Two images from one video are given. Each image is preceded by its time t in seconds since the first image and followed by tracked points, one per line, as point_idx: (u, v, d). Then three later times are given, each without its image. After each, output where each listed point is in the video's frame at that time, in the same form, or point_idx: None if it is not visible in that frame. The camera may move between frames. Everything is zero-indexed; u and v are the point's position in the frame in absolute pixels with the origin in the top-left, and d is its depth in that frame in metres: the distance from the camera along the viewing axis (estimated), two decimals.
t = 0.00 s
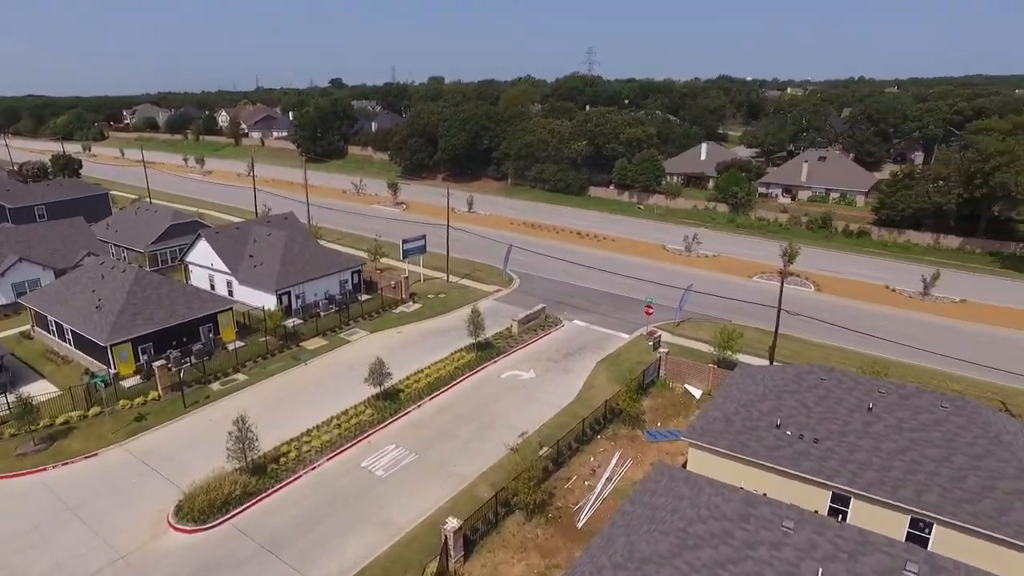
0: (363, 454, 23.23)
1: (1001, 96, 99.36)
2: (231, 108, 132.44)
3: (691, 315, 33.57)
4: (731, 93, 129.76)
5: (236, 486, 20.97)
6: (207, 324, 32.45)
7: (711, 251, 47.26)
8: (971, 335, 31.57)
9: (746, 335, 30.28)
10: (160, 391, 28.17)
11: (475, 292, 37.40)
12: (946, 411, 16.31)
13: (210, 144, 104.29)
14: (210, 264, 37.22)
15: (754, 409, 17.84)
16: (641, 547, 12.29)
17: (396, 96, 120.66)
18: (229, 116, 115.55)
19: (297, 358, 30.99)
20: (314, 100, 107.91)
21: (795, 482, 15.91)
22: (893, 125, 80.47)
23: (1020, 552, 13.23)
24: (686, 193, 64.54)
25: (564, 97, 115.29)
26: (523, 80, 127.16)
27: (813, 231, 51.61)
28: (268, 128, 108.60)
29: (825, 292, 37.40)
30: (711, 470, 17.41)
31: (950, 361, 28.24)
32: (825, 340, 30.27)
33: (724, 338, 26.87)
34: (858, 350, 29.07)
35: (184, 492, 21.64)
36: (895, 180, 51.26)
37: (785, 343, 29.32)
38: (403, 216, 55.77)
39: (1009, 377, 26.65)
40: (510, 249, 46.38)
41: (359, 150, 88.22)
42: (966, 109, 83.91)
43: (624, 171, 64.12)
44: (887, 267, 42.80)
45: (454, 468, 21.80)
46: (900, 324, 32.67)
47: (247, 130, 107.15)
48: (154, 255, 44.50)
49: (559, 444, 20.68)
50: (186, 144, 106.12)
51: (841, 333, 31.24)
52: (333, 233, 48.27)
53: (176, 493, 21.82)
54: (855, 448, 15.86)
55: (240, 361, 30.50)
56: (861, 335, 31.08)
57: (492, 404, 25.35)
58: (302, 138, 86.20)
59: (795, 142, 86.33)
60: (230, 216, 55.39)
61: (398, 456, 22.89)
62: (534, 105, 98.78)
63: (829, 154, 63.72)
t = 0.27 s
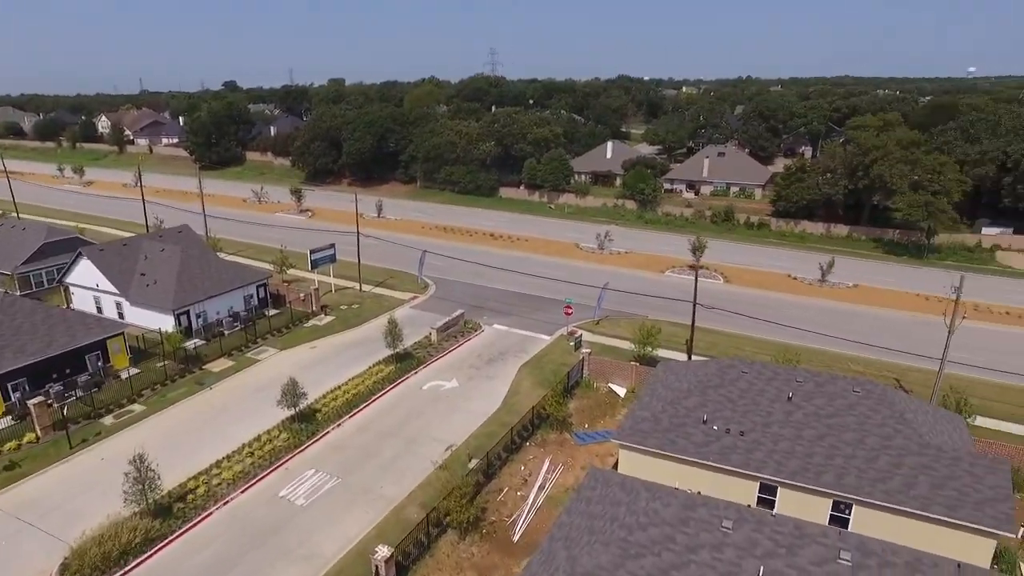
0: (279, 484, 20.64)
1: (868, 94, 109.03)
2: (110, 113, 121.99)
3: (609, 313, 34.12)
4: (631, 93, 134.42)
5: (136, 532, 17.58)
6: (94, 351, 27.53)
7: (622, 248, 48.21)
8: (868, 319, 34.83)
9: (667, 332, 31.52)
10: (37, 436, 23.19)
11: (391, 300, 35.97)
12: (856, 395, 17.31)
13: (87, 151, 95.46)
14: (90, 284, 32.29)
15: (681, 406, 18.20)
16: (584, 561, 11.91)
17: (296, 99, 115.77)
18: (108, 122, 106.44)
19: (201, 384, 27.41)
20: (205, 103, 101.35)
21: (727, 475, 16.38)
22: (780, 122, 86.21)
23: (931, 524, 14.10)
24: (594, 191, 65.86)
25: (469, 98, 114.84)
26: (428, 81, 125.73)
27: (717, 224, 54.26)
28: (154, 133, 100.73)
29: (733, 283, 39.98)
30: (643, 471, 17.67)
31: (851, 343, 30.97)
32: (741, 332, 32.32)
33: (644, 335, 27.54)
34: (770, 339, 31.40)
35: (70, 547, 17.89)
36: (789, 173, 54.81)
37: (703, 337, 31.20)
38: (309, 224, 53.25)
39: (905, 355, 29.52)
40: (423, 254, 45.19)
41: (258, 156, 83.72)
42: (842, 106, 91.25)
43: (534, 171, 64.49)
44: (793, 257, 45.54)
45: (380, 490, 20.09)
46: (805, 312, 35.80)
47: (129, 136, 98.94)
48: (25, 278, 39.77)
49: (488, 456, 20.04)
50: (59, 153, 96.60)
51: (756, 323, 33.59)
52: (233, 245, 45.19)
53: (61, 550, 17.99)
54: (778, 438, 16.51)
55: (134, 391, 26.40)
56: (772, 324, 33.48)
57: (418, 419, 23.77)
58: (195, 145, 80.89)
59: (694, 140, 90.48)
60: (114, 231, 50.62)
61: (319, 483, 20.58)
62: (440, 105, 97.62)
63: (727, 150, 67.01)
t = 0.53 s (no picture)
0: (232, 510, 18.83)
1: (805, 93, 113.04)
2: (33, 116, 114.73)
3: (568, 316, 33.95)
4: (579, 93, 135.45)
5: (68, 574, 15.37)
6: (18, 375, 23.96)
7: (578, 249, 48.11)
8: (821, 314, 35.93)
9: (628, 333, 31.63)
10: None
11: (345, 309, 34.57)
12: (821, 396, 17.64)
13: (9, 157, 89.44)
14: (12, 301, 28.78)
15: (650, 413, 18.13)
16: None
17: (236, 100, 111.68)
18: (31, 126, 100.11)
19: (144, 403, 24.42)
20: (138, 106, 96.47)
21: (700, 483, 16.61)
22: (724, 121, 88.33)
23: (898, 521, 14.71)
24: (547, 192, 65.77)
25: (417, 99, 113.25)
26: (375, 82, 123.53)
27: (669, 223, 55.02)
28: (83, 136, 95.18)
29: (688, 281, 40.48)
30: (613, 481, 17.69)
31: (807, 339, 31.93)
32: (702, 330, 32.71)
33: (605, 338, 27.37)
34: (730, 337, 31.99)
35: None
36: (738, 171, 56.01)
37: (664, 337, 31.57)
38: (254, 231, 51.13)
39: (862, 350, 30.69)
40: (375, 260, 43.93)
41: (198, 161, 80.26)
42: (782, 105, 94.19)
43: (485, 173, 63.81)
44: (746, 253, 46.96)
45: (340, 512, 18.75)
46: (760, 308, 36.63)
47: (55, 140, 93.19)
48: None
49: (453, 470, 19.28)
50: None
51: (716, 320, 34.19)
52: (173, 254, 42.81)
53: None
54: (748, 442, 16.78)
55: (66, 415, 22.98)
56: (730, 322, 34.08)
57: (378, 435, 22.64)
58: (129, 150, 77.13)
59: (643, 139, 91.74)
60: (40, 243, 47.29)
61: (275, 507, 18.95)
62: (386, 106, 95.81)
63: (676, 149, 67.98)
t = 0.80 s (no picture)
0: (210, 532, 17.80)
1: (786, 93, 113.79)
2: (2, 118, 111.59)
3: (556, 321, 33.40)
4: (562, 93, 135.17)
5: None
6: None
7: (563, 251, 47.54)
8: (810, 316, 35.78)
9: (619, 339, 31.18)
10: None
11: (327, 316, 33.60)
12: (820, 404, 17.20)
13: None
14: None
15: (645, 425, 17.60)
16: None
17: (214, 102, 109.68)
18: None
19: (117, 419, 23.18)
20: (112, 108, 94.24)
21: (698, 497, 16.14)
22: (707, 122, 88.47)
23: (901, 535, 14.35)
24: (531, 194, 65.18)
25: (398, 100, 112.12)
26: (355, 83, 122.14)
27: (655, 224, 54.76)
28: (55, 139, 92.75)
29: (676, 284, 40.16)
30: (609, 496, 17.19)
31: (798, 342, 31.78)
32: (692, 334, 32.39)
33: (595, 344, 26.86)
34: (721, 340, 31.70)
35: None
36: (723, 172, 55.90)
37: (654, 341, 31.20)
38: (233, 236, 49.91)
39: (853, 353, 30.58)
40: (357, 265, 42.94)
41: (174, 163, 78.51)
42: (764, 105, 94.56)
43: (469, 175, 63.10)
44: (733, 254, 47.00)
45: (325, 533, 17.86)
46: (749, 311, 36.40)
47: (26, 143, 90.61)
48: None
49: (442, 487, 18.51)
50: None
51: (707, 324, 33.92)
52: (148, 261, 41.44)
53: None
54: (747, 454, 16.35)
55: (33, 434, 21.67)
56: (720, 325, 33.81)
57: (363, 449, 21.81)
58: (103, 153, 75.23)
59: (626, 140, 91.63)
60: (9, 250, 45.64)
61: (256, 528, 17.97)
62: (367, 108, 94.63)
63: (661, 149, 67.74)
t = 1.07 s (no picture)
0: (194, 554, 16.93)
1: (780, 93, 113.60)
2: None
3: (552, 328, 32.72)
4: (555, 94, 134.58)
5: None
6: None
7: (559, 255, 46.86)
8: (811, 320, 35.25)
9: (617, 347, 30.57)
10: None
11: (318, 323, 32.70)
12: (829, 418, 16.55)
13: None
14: None
15: (648, 440, 16.92)
16: None
17: (204, 103, 108.49)
18: None
19: (97, 434, 22.23)
20: (100, 110, 93.00)
21: (703, 516, 15.48)
22: (702, 122, 88.08)
23: (917, 556, 13.74)
24: (525, 196, 64.48)
25: (391, 101, 111.23)
26: (347, 85, 121.13)
27: (651, 227, 54.18)
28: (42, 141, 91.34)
29: (674, 288, 39.62)
30: (610, 514, 16.50)
31: (799, 348, 31.25)
32: (691, 340, 31.80)
33: (594, 353, 26.24)
34: (721, 347, 31.14)
35: None
36: (719, 174, 55.41)
37: (653, 349, 30.57)
38: (222, 240, 48.94)
39: (856, 359, 30.03)
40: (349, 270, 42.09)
41: (164, 166, 77.35)
42: (760, 106, 94.24)
43: (462, 177, 62.38)
44: (731, 257, 46.60)
45: (315, 554, 17.05)
46: (748, 316, 35.82)
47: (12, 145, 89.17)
48: None
49: (437, 505, 17.75)
50: None
51: (706, 330, 33.34)
52: (134, 266, 40.43)
53: None
54: (754, 470, 15.71)
55: (8, 451, 20.69)
56: (720, 331, 33.25)
57: (355, 464, 21.02)
58: (91, 155, 73.97)
59: (621, 141, 91.12)
60: None
61: (242, 550, 17.13)
62: (359, 109, 93.73)
63: (656, 151, 67.24)
